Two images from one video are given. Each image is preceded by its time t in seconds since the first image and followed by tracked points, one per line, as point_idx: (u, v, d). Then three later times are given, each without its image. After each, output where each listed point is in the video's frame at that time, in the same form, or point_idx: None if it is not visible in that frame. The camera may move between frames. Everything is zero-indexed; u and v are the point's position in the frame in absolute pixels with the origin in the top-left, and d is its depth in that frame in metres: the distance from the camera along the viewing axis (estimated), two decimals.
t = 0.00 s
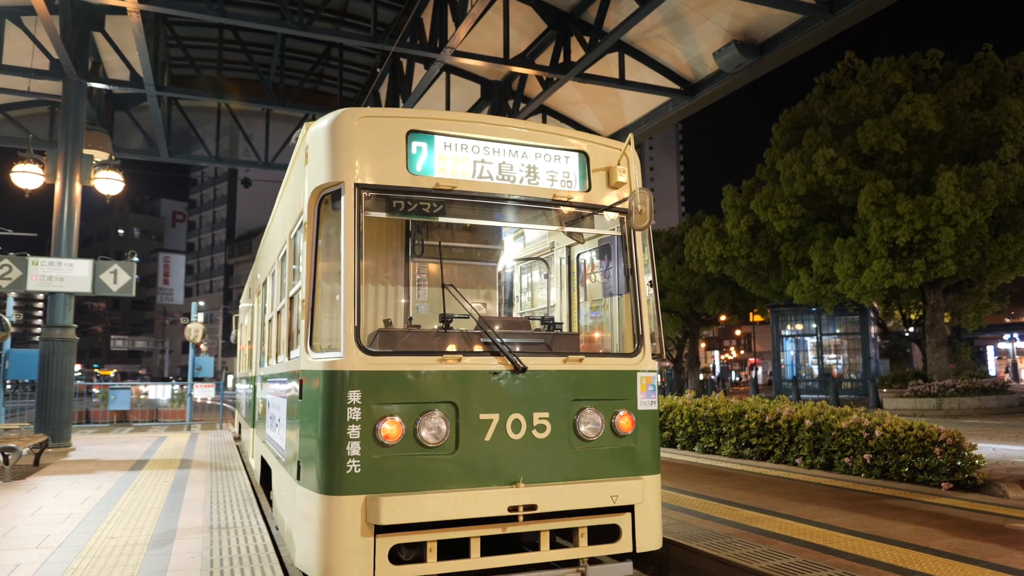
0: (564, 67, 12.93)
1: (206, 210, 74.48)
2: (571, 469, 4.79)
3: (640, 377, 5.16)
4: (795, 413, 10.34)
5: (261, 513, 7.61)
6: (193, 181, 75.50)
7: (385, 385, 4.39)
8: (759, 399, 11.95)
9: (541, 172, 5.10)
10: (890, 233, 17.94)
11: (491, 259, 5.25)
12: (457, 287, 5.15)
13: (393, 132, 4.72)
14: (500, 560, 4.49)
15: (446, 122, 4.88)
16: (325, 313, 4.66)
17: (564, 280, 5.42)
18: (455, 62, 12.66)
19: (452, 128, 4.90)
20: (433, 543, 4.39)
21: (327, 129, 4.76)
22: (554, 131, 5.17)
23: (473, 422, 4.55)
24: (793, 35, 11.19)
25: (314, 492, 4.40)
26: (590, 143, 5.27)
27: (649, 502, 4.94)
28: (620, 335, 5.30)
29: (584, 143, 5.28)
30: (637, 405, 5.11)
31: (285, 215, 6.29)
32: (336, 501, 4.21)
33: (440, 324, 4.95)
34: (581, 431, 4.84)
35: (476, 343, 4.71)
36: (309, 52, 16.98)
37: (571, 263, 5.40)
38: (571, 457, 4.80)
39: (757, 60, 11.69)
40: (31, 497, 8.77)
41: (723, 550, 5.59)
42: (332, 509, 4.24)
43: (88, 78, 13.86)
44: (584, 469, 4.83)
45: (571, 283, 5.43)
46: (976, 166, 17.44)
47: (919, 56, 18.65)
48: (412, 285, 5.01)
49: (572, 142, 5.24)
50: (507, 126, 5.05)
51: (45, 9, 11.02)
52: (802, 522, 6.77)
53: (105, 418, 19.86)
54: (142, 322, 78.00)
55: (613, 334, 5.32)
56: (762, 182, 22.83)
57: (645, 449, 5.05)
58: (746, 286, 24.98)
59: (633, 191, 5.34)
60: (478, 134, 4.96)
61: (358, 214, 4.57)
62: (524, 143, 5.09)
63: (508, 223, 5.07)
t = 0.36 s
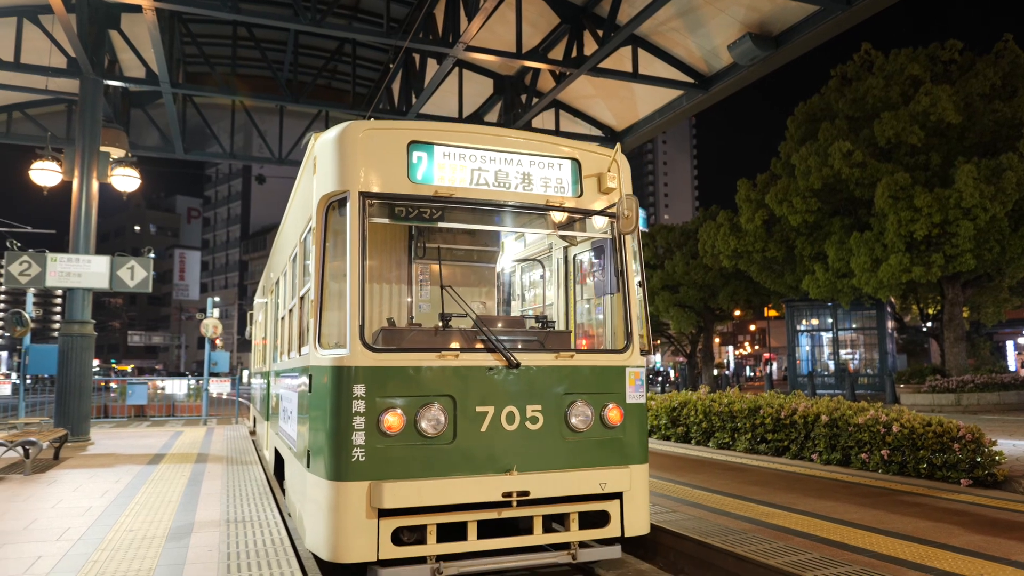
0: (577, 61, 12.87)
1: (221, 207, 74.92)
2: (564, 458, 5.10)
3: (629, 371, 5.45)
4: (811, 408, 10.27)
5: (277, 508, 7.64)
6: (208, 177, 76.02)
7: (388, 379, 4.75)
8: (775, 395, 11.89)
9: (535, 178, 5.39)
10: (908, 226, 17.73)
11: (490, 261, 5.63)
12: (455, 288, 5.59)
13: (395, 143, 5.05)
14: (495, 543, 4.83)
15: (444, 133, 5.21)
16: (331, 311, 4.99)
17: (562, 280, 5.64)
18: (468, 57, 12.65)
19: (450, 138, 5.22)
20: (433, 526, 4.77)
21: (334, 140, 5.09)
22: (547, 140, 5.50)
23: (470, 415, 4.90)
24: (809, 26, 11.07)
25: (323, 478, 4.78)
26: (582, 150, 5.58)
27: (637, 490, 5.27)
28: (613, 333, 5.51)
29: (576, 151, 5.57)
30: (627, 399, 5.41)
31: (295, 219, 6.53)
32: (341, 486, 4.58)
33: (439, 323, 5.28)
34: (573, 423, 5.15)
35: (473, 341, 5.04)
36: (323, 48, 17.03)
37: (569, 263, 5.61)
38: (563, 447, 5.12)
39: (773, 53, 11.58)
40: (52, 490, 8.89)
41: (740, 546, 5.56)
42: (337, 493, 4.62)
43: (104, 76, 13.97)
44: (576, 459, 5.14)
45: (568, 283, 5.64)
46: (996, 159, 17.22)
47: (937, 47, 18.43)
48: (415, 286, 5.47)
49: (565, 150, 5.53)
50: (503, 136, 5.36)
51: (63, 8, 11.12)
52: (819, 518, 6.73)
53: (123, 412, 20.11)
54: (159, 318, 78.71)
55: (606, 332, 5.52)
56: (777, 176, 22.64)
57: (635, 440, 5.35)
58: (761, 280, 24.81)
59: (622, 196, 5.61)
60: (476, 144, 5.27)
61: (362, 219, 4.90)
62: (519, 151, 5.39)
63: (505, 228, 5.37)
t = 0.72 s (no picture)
0: (595, 55, 12.81)
1: (241, 204, 75.52)
2: (561, 449, 5.53)
3: (623, 367, 5.87)
4: (834, 404, 10.17)
5: (300, 503, 7.68)
6: (228, 175, 76.69)
7: (397, 374, 5.18)
8: (797, 390, 11.79)
9: (535, 187, 5.78)
10: (932, 220, 17.48)
11: (496, 263, 5.87)
12: (460, 292, 5.87)
13: (402, 154, 5.46)
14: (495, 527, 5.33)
15: (449, 144, 5.60)
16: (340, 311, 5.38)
17: (564, 279, 5.98)
18: (486, 53, 12.63)
19: (455, 150, 5.62)
20: (439, 510, 5.22)
21: (346, 152, 5.52)
22: (547, 150, 5.86)
23: (473, 408, 5.32)
24: (830, 17, 10.95)
25: (337, 466, 5.22)
26: (579, 160, 5.95)
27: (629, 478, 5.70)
28: (607, 327, 5.94)
29: (574, 160, 5.95)
30: (621, 393, 5.83)
31: (312, 225, 6.91)
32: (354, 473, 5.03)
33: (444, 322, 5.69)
34: (570, 415, 5.57)
35: (477, 339, 5.48)
36: (341, 45, 17.11)
37: (571, 264, 5.98)
38: (560, 438, 5.55)
39: (794, 45, 11.46)
40: (79, 484, 9.03)
41: (763, 543, 5.53)
42: (351, 480, 5.06)
43: (126, 75, 14.12)
44: (572, 449, 5.57)
45: (569, 283, 5.98)
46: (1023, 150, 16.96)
47: (962, 37, 18.13)
48: (423, 289, 5.72)
49: (562, 159, 5.90)
50: (505, 146, 5.75)
51: (85, 9, 11.25)
52: (843, 514, 6.66)
53: (147, 408, 20.37)
54: (182, 315, 79.57)
55: (603, 329, 5.95)
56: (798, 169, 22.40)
57: (629, 431, 5.78)
58: (782, 275, 24.58)
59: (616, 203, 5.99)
60: (478, 156, 5.67)
61: (371, 225, 5.33)
62: (520, 161, 5.77)
63: (508, 234, 5.77)
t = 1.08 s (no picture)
0: (617, 49, 12.72)
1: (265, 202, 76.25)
2: (562, 439, 5.83)
3: (622, 362, 6.12)
4: (861, 400, 10.04)
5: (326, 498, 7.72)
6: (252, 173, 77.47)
7: (409, 369, 5.55)
8: (823, 385, 11.66)
9: (538, 194, 6.06)
10: (961, 213, 17.17)
11: (503, 265, 6.16)
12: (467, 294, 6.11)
13: (414, 164, 5.81)
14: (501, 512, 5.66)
15: (457, 155, 5.94)
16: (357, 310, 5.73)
17: (570, 279, 6.28)
18: (507, 48, 12.60)
19: (463, 160, 5.96)
20: (447, 496, 5.57)
21: (362, 164, 5.89)
22: (549, 158, 6.14)
23: (479, 400, 5.66)
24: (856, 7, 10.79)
25: (355, 455, 5.60)
26: (580, 168, 6.24)
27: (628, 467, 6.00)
28: (608, 325, 6.20)
29: (575, 167, 6.23)
30: (620, 387, 6.10)
31: (332, 230, 7.25)
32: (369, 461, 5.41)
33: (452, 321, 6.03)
34: (571, 408, 5.86)
35: (485, 337, 5.82)
36: (362, 43, 17.18)
37: (577, 264, 6.27)
38: (561, 429, 5.85)
39: (819, 36, 11.31)
40: (109, 479, 9.17)
41: (789, 540, 5.46)
42: (366, 467, 5.44)
43: (152, 75, 14.27)
44: (573, 439, 5.86)
45: (572, 283, 6.28)
46: None
47: (992, 26, 17.78)
48: (436, 294, 5.98)
49: (564, 166, 6.19)
50: (510, 156, 6.05)
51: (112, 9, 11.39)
52: (871, 512, 6.57)
53: (174, 403, 20.67)
54: (207, 311, 80.56)
55: (604, 327, 6.21)
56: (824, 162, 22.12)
57: (627, 423, 6.05)
58: (806, 270, 24.31)
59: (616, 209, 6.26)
60: (484, 164, 5.98)
61: (385, 232, 5.67)
62: (524, 169, 6.07)
63: (515, 239, 6.06)
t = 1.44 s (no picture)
0: (640, 41, 12.62)
1: (288, 198, 76.88)
2: (565, 427, 6.39)
3: (620, 357, 6.69)
4: (890, 394, 9.91)
5: (350, 490, 7.80)
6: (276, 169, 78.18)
7: (423, 363, 6.10)
8: (850, 380, 11.52)
9: (543, 200, 6.60)
10: (993, 204, 16.81)
11: (512, 266, 6.73)
12: (476, 294, 6.69)
13: (425, 174, 6.35)
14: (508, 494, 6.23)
15: (466, 165, 6.48)
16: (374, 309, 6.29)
17: (577, 276, 6.78)
18: (529, 41, 12.57)
19: (472, 170, 6.49)
20: (458, 479, 6.14)
21: (379, 174, 6.46)
22: (553, 167, 6.67)
23: (488, 391, 6.21)
24: None
25: (374, 441, 6.16)
26: (582, 174, 6.78)
27: (627, 453, 6.55)
28: (608, 322, 6.77)
29: (577, 175, 6.76)
30: (618, 379, 6.66)
31: (353, 234, 7.77)
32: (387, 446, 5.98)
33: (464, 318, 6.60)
34: (573, 399, 6.41)
35: (492, 332, 6.34)
36: (384, 38, 17.24)
37: (583, 264, 6.77)
38: (564, 418, 6.40)
39: (846, 25, 11.13)
40: (139, 470, 9.34)
41: (815, 534, 5.43)
42: (384, 452, 6.01)
43: (178, 73, 14.43)
44: (574, 427, 6.43)
45: (578, 281, 6.79)
46: None
47: None
48: (448, 292, 6.56)
49: (567, 175, 6.72)
50: (517, 165, 6.59)
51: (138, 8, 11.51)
52: (899, 507, 6.50)
53: (201, 397, 20.95)
54: (232, 306, 81.48)
55: (605, 323, 6.78)
56: (851, 154, 21.80)
57: (626, 413, 6.60)
58: (833, 263, 23.99)
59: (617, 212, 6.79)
60: (493, 173, 6.52)
61: (399, 235, 6.24)
62: (530, 178, 6.60)
63: (522, 242, 6.64)
